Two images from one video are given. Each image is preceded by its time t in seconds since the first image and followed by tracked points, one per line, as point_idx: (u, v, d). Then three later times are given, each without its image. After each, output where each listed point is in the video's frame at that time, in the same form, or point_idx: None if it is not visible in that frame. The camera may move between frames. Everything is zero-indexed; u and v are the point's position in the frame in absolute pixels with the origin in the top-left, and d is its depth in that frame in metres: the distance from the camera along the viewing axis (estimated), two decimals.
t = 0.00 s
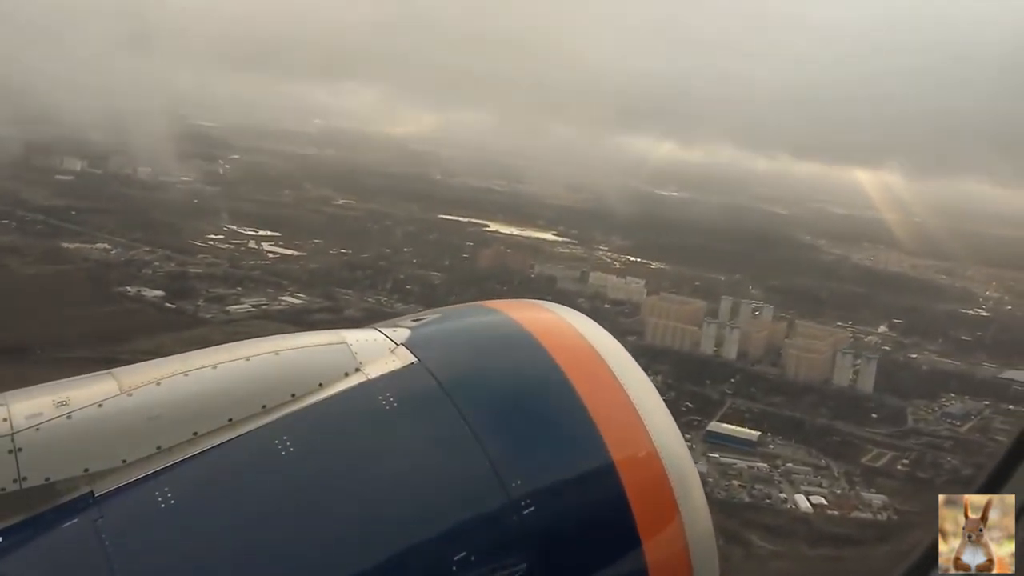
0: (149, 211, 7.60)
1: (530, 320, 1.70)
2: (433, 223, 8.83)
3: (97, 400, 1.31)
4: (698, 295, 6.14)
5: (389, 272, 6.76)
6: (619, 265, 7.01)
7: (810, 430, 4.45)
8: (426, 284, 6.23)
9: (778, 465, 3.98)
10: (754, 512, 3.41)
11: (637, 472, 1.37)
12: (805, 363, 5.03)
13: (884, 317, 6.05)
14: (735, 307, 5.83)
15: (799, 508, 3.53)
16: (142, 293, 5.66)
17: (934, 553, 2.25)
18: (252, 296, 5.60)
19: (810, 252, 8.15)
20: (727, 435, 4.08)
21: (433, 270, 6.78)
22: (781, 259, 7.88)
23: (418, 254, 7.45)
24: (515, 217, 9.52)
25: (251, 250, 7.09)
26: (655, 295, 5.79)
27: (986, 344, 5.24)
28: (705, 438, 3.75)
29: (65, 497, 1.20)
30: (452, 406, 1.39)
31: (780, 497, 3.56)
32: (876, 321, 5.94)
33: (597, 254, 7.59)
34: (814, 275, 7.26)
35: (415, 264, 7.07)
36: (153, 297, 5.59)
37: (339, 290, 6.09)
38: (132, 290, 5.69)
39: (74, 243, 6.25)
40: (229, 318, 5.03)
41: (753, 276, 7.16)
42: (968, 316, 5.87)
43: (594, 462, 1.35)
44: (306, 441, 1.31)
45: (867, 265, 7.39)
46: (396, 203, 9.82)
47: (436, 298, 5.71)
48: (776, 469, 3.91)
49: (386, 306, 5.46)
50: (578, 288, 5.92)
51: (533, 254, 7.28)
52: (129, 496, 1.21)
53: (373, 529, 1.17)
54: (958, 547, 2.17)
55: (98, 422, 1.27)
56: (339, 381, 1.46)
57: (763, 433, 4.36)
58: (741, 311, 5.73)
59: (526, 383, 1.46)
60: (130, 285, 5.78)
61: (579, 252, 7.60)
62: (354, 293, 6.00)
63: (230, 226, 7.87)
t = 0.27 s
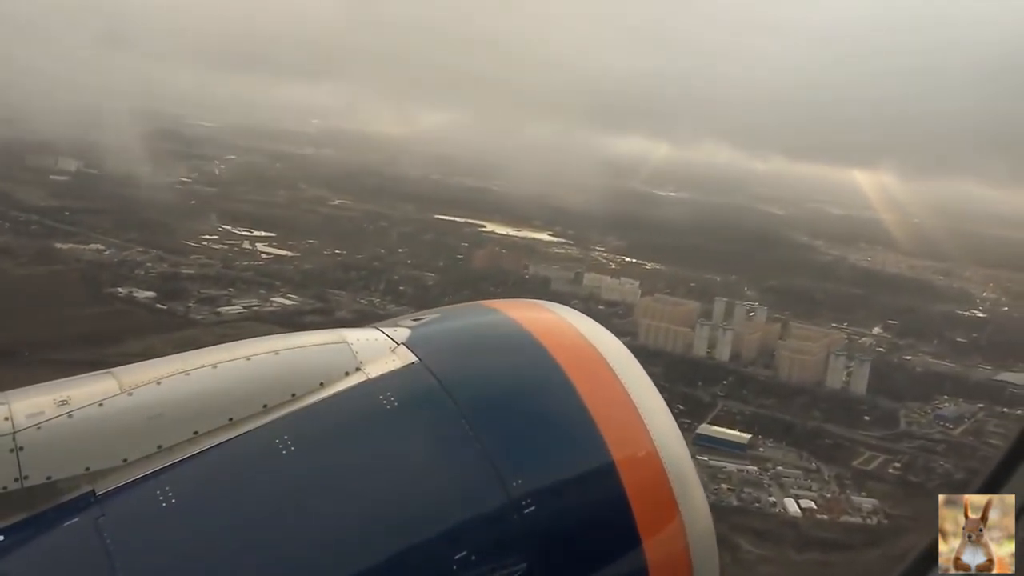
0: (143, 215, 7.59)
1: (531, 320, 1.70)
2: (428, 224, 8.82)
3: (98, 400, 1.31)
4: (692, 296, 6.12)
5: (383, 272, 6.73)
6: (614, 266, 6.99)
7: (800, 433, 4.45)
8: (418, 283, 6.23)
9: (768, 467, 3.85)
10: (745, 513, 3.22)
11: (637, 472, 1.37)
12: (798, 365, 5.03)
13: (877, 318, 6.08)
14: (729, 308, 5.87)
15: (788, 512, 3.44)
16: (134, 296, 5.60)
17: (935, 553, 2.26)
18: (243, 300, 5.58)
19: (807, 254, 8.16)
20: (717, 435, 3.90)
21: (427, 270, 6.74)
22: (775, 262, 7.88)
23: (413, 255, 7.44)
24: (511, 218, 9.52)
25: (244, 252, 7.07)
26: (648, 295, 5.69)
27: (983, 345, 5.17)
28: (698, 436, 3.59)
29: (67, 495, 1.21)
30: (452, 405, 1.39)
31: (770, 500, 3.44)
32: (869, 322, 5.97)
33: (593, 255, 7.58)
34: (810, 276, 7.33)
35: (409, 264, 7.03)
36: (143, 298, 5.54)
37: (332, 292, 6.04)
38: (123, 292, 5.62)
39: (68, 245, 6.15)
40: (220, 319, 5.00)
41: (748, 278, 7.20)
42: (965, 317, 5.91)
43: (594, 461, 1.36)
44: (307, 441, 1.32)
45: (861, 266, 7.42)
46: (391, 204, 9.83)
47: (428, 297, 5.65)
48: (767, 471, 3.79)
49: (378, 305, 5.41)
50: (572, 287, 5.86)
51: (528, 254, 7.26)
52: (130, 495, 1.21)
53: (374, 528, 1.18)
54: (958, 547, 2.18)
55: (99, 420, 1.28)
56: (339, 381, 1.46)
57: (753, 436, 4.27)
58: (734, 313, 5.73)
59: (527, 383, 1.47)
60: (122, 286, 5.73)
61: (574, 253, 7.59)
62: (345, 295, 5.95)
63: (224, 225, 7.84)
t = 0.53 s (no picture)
0: (137, 216, 7.57)
1: (532, 320, 1.70)
2: (424, 224, 8.82)
3: (99, 400, 1.31)
4: (688, 297, 6.11)
5: (376, 273, 6.72)
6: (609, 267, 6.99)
7: (791, 436, 4.36)
8: (413, 284, 6.26)
9: (759, 472, 3.81)
10: (732, 520, 3.16)
11: (637, 472, 1.37)
12: (792, 367, 5.10)
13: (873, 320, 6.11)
14: (724, 310, 5.94)
15: (777, 517, 3.38)
16: (125, 296, 5.48)
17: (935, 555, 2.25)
18: (236, 300, 5.57)
19: (804, 255, 8.17)
20: (707, 440, 3.85)
21: (422, 270, 6.74)
22: (771, 262, 7.89)
23: (409, 255, 7.43)
24: (507, 219, 9.54)
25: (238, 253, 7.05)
26: (642, 296, 5.67)
27: (981, 347, 5.31)
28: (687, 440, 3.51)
29: (68, 495, 1.21)
30: (453, 405, 1.39)
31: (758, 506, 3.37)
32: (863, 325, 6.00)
33: (588, 255, 7.59)
34: (806, 278, 7.36)
35: (404, 265, 7.03)
36: (135, 299, 5.44)
37: (324, 293, 6.04)
38: (113, 292, 5.50)
39: (61, 246, 6.10)
40: (212, 322, 5.01)
41: (745, 277, 7.21)
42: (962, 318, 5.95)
43: (595, 461, 1.36)
44: (307, 441, 1.32)
45: (858, 266, 7.45)
46: (389, 205, 9.84)
47: (422, 301, 5.67)
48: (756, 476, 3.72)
49: (373, 308, 5.46)
50: (567, 290, 5.86)
51: (523, 256, 7.26)
52: (131, 495, 1.21)
53: (376, 528, 1.18)
54: (958, 547, 2.17)
55: (101, 420, 1.28)
56: (340, 381, 1.46)
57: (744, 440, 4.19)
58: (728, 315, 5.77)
59: (527, 383, 1.47)
60: (113, 287, 5.61)
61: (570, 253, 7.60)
62: (338, 296, 5.96)
63: (220, 229, 7.85)
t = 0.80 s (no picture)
0: (132, 217, 7.55)
1: (533, 322, 1.70)
2: (420, 226, 8.82)
3: (100, 400, 1.31)
4: (683, 300, 6.10)
5: (369, 276, 6.71)
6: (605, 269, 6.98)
7: (784, 441, 4.40)
8: (405, 285, 6.25)
9: (750, 476, 3.74)
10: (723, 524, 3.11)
11: (638, 474, 1.37)
12: (785, 369, 5.04)
13: (870, 325, 6.13)
14: (719, 311, 5.92)
15: (767, 523, 3.30)
16: (115, 297, 5.42)
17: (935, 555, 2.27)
18: (227, 300, 5.54)
19: (802, 257, 8.16)
20: (699, 442, 3.75)
21: (416, 271, 6.74)
22: (768, 264, 7.89)
23: (404, 256, 7.43)
24: (504, 221, 9.54)
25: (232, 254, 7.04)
26: (635, 298, 5.67)
27: (979, 349, 5.35)
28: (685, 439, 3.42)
29: (69, 496, 1.21)
30: (454, 407, 1.39)
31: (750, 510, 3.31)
32: (860, 328, 5.99)
33: (584, 257, 7.58)
34: (803, 280, 7.35)
35: (397, 266, 7.02)
36: (126, 301, 5.35)
37: (318, 295, 6.04)
38: (104, 294, 5.44)
39: (54, 247, 6.15)
40: (202, 323, 4.97)
41: (743, 280, 7.21)
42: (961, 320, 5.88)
43: (596, 463, 1.36)
44: (308, 442, 1.31)
45: (855, 270, 7.44)
46: (386, 207, 9.84)
47: (415, 304, 5.66)
48: (747, 481, 3.66)
49: (367, 311, 5.46)
50: (561, 292, 5.84)
51: (519, 257, 7.25)
52: (133, 495, 1.21)
53: (375, 530, 1.17)
54: (958, 547, 2.17)
55: (103, 421, 1.28)
56: (340, 382, 1.46)
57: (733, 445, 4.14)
58: (724, 317, 5.77)
59: (528, 385, 1.47)
60: (103, 290, 5.54)
61: (566, 255, 7.59)
62: (330, 298, 5.95)
63: (215, 229, 7.82)
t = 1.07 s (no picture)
0: (125, 218, 7.51)
1: (533, 322, 1.70)
2: (416, 228, 8.83)
3: (100, 400, 1.31)
4: (677, 302, 6.09)
5: (361, 277, 6.71)
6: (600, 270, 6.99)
7: (775, 445, 4.43)
8: (398, 288, 6.25)
9: (739, 481, 3.72)
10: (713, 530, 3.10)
11: (638, 475, 1.37)
12: (778, 373, 5.04)
13: (864, 326, 6.15)
14: (713, 313, 5.91)
15: (755, 528, 3.26)
16: (104, 299, 5.37)
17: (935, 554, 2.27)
18: (217, 303, 5.53)
19: (797, 258, 8.17)
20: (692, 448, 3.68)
21: (409, 273, 6.73)
22: (763, 265, 7.90)
23: (399, 258, 7.43)
24: (501, 222, 9.56)
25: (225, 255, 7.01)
26: (629, 299, 5.68)
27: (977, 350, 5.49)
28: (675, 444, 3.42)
29: (68, 496, 1.21)
30: (454, 407, 1.39)
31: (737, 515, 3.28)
32: (855, 329, 6.02)
33: (580, 258, 7.59)
34: (799, 281, 7.37)
35: (391, 268, 7.02)
36: (114, 303, 5.29)
37: (308, 296, 6.02)
38: (93, 295, 5.39)
39: (44, 248, 6.11)
40: (192, 325, 4.94)
41: (738, 281, 7.21)
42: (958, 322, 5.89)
43: (596, 465, 1.36)
44: (308, 442, 1.32)
45: (852, 270, 7.47)
46: (381, 207, 9.84)
47: (407, 306, 5.65)
48: (735, 487, 3.64)
49: (359, 314, 5.45)
50: (555, 293, 5.82)
51: (514, 259, 7.26)
52: (133, 495, 1.21)
53: (374, 531, 1.17)
54: (958, 547, 2.18)
55: (103, 421, 1.28)
56: (340, 383, 1.46)
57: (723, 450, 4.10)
58: (717, 319, 5.77)
59: (528, 385, 1.47)
60: (93, 291, 5.49)
61: (561, 256, 7.59)
62: (321, 301, 5.94)
63: (208, 229, 7.79)
